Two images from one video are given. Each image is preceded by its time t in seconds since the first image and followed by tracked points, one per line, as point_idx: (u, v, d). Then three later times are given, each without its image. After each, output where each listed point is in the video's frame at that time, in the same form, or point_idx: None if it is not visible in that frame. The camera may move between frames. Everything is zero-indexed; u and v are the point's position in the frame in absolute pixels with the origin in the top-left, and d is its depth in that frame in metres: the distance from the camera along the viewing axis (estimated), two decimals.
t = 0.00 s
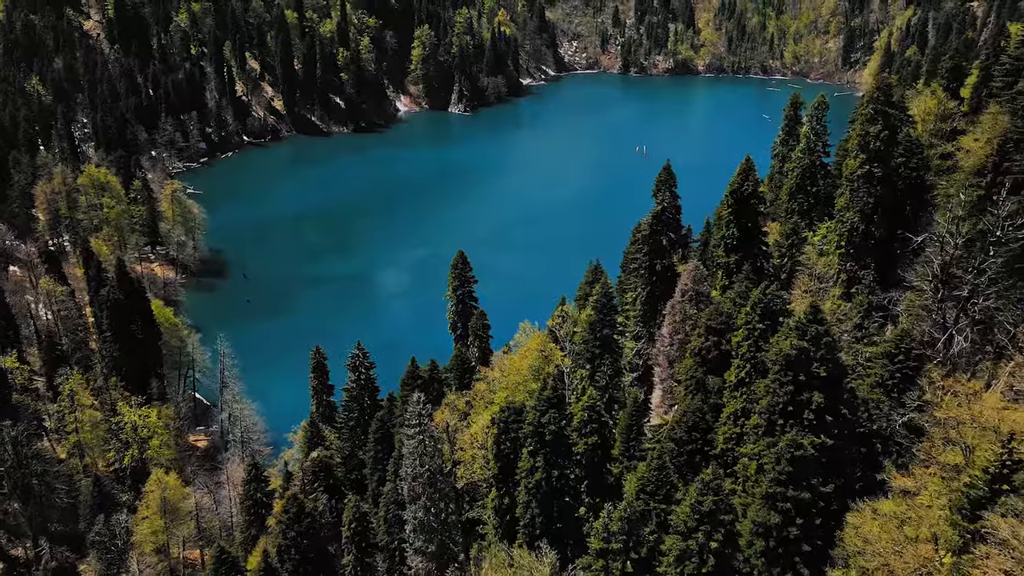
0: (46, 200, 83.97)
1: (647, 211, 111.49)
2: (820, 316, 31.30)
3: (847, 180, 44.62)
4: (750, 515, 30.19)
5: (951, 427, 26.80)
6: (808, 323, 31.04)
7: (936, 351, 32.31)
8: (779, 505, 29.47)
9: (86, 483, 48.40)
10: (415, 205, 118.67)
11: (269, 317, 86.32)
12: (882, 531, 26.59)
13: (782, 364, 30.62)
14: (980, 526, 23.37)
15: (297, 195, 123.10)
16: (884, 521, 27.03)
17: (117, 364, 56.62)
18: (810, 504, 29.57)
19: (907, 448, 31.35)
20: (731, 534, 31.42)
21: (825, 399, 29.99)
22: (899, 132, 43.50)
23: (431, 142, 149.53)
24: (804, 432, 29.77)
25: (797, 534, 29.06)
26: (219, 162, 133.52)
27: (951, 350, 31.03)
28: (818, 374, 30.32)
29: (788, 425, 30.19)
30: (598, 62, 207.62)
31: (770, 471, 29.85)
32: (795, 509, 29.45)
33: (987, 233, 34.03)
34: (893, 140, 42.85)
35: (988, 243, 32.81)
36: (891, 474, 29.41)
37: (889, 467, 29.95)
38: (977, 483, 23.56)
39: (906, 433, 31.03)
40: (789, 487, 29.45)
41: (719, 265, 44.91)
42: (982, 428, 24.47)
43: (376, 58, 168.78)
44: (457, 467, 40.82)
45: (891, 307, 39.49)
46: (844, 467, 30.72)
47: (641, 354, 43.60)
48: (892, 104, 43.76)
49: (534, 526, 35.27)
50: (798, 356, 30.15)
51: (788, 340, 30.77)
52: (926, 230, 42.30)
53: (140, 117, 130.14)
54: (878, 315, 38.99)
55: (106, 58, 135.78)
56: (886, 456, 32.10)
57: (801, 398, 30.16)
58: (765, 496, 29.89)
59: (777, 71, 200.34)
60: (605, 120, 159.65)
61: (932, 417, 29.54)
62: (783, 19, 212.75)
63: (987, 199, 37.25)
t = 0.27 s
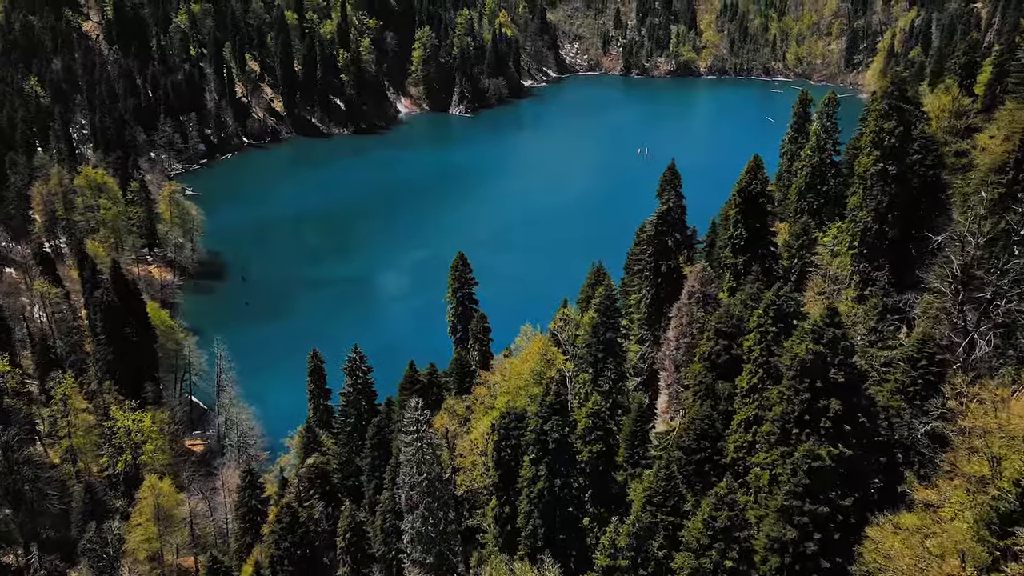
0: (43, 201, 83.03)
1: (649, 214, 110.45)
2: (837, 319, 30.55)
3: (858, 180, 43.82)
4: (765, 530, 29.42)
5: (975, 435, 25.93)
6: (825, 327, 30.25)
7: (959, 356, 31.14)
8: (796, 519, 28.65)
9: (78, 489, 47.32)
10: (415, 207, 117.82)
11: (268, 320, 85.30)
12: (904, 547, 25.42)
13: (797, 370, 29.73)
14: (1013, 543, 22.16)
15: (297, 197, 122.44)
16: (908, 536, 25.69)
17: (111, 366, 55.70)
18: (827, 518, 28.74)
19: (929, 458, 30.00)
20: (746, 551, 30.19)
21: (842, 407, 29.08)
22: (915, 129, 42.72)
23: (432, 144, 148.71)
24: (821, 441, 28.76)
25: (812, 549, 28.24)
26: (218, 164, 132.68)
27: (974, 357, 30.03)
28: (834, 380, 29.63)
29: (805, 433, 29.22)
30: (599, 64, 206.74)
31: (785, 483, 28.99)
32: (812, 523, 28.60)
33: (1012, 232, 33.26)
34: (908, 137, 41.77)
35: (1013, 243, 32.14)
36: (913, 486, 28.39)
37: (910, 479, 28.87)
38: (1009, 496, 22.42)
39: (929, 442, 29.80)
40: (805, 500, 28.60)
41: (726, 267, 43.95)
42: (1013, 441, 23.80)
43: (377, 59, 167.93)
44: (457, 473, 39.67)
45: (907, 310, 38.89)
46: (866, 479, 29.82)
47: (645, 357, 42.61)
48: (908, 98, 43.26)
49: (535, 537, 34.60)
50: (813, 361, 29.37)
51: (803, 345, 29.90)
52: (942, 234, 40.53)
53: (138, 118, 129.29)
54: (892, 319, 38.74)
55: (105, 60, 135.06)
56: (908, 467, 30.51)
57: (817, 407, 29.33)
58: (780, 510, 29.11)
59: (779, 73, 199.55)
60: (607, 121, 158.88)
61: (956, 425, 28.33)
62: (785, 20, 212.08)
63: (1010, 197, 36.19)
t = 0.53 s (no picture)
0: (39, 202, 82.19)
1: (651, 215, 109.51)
2: (856, 322, 28.98)
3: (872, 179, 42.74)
4: (781, 546, 28.25)
5: (1003, 446, 25.40)
6: (843, 330, 28.86)
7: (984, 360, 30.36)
8: (813, 535, 27.58)
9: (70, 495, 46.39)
10: (416, 209, 116.96)
11: (267, 322, 84.41)
12: (928, 564, 24.38)
13: (813, 376, 28.65)
14: None
15: (297, 198, 121.64)
16: (931, 552, 24.72)
17: (104, 370, 54.74)
18: (846, 534, 27.49)
19: (954, 470, 28.69)
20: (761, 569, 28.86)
21: (861, 414, 27.86)
22: (931, 125, 42.46)
23: (433, 145, 147.92)
24: (840, 451, 27.70)
25: (830, 566, 27.05)
26: (218, 165, 131.89)
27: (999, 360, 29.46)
28: (854, 387, 28.18)
29: (824, 443, 28.10)
30: (601, 66, 205.83)
31: (802, 498, 28.10)
32: (831, 539, 27.47)
33: None
34: (925, 133, 41.65)
35: None
36: (937, 500, 27.14)
37: (934, 493, 27.45)
38: None
39: (955, 454, 28.49)
40: (823, 515, 27.58)
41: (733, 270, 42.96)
42: None
43: (378, 60, 167.17)
44: (455, 482, 38.26)
45: (925, 314, 37.74)
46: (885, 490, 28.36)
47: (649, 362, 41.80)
48: (923, 93, 43.13)
49: (537, 550, 33.38)
50: (831, 366, 28.05)
51: (820, 349, 28.75)
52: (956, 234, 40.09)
53: (137, 119, 128.49)
54: (908, 320, 38.30)
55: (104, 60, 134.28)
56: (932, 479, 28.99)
57: (836, 415, 28.06)
58: (796, 525, 28.09)
59: (781, 75, 198.78)
60: (608, 123, 158.01)
61: (984, 437, 27.15)
62: (787, 22, 211.43)
63: None
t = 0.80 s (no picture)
0: (35, 203, 81.27)
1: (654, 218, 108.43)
2: (878, 326, 28.63)
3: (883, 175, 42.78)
4: (800, 564, 26.69)
5: None
6: (864, 335, 28.24)
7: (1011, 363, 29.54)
8: (835, 553, 26.07)
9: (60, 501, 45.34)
10: (416, 210, 115.94)
11: (267, 325, 83.21)
12: None
13: (832, 383, 27.79)
14: None
15: (297, 200, 120.64)
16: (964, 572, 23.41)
17: (97, 374, 53.56)
18: (870, 551, 26.09)
19: (983, 483, 27.77)
20: None
21: (884, 425, 27.19)
22: (950, 120, 41.41)
23: (434, 147, 146.98)
24: (861, 463, 26.59)
25: None
26: (217, 167, 130.91)
27: None
28: (875, 395, 27.45)
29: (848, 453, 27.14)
30: (603, 68, 204.86)
31: (822, 513, 26.57)
32: (853, 558, 26.03)
33: None
34: (944, 127, 40.62)
35: None
36: (968, 517, 26.13)
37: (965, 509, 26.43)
38: None
39: (986, 467, 27.53)
40: (846, 532, 26.10)
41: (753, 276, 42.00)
42: None
43: (378, 62, 166.25)
44: (454, 489, 38.02)
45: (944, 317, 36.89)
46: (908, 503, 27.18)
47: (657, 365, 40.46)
48: (942, 87, 41.36)
49: (539, 563, 32.37)
50: (852, 371, 27.27)
51: (840, 355, 27.93)
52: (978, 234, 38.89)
53: (135, 121, 127.52)
54: (928, 323, 37.29)
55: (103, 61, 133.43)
56: (959, 492, 28.02)
57: (856, 424, 27.17)
58: (816, 542, 26.49)
59: (784, 76, 197.87)
60: (610, 125, 157.05)
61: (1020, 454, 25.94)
62: (789, 23, 210.68)
63: None
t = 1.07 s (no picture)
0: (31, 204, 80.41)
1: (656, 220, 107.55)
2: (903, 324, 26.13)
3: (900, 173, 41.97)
4: None
5: None
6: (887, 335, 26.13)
7: None
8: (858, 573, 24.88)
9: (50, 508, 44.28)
10: (417, 212, 115.02)
11: (266, 327, 82.24)
12: None
13: (852, 390, 25.96)
14: None
15: (297, 201, 119.78)
16: None
17: (90, 378, 53.02)
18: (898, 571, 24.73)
19: (1017, 496, 27.69)
20: None
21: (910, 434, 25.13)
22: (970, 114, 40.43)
23: (435, 148, 146.13)
24: (881, 474, 25.10)
25: None
26: (216, 168, 130.06)
27: None
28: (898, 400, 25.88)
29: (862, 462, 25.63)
30: (604, 69, 203.99)
31: (844, 531, 25.28)
32: None
33: None
34: (963, 121, 39.64)
35: None
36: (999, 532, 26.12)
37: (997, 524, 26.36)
38: None
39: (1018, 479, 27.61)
40: (871, 551, 24.81)
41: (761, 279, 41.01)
42: None
43: (378, 63, 165.44)
44: (454, 497, 36.92)
45: (964, 321, 36.02)
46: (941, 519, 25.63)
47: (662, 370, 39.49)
48: (960, 78, 40.43)
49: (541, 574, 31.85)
50: (873, 377, 25.38)
51: (860, 359, 26.03)
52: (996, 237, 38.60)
53: (134, 122, 126.71)
54: (946, 327, 36.20)
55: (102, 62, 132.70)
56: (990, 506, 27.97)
57: (879, 433, 25.43)
58: (837, 561, 25.29)
59: (786, 78, 197.01)
60: (612, 126, 156.14)
61: None
62: (792, 25, 209.95)
63: None
